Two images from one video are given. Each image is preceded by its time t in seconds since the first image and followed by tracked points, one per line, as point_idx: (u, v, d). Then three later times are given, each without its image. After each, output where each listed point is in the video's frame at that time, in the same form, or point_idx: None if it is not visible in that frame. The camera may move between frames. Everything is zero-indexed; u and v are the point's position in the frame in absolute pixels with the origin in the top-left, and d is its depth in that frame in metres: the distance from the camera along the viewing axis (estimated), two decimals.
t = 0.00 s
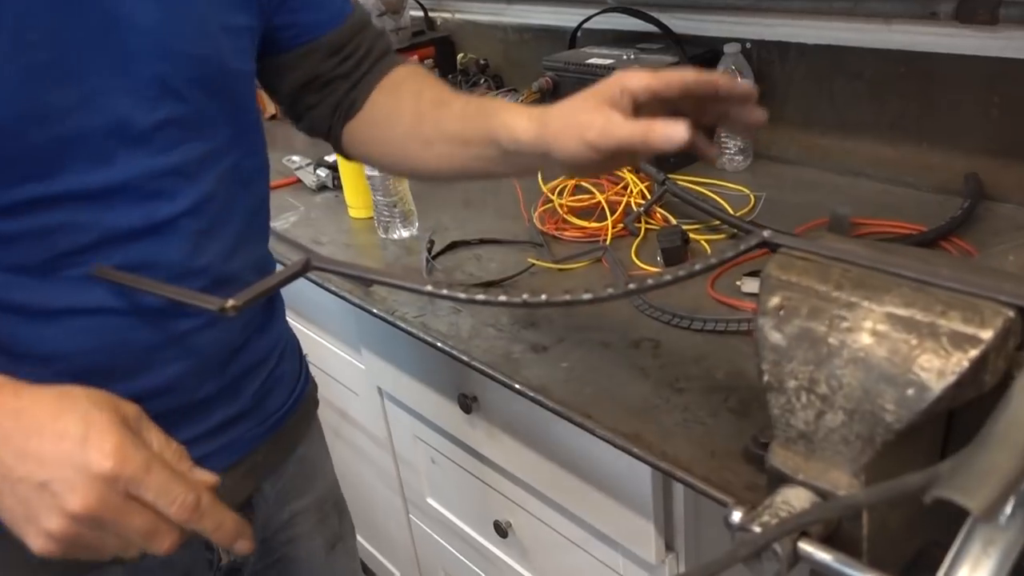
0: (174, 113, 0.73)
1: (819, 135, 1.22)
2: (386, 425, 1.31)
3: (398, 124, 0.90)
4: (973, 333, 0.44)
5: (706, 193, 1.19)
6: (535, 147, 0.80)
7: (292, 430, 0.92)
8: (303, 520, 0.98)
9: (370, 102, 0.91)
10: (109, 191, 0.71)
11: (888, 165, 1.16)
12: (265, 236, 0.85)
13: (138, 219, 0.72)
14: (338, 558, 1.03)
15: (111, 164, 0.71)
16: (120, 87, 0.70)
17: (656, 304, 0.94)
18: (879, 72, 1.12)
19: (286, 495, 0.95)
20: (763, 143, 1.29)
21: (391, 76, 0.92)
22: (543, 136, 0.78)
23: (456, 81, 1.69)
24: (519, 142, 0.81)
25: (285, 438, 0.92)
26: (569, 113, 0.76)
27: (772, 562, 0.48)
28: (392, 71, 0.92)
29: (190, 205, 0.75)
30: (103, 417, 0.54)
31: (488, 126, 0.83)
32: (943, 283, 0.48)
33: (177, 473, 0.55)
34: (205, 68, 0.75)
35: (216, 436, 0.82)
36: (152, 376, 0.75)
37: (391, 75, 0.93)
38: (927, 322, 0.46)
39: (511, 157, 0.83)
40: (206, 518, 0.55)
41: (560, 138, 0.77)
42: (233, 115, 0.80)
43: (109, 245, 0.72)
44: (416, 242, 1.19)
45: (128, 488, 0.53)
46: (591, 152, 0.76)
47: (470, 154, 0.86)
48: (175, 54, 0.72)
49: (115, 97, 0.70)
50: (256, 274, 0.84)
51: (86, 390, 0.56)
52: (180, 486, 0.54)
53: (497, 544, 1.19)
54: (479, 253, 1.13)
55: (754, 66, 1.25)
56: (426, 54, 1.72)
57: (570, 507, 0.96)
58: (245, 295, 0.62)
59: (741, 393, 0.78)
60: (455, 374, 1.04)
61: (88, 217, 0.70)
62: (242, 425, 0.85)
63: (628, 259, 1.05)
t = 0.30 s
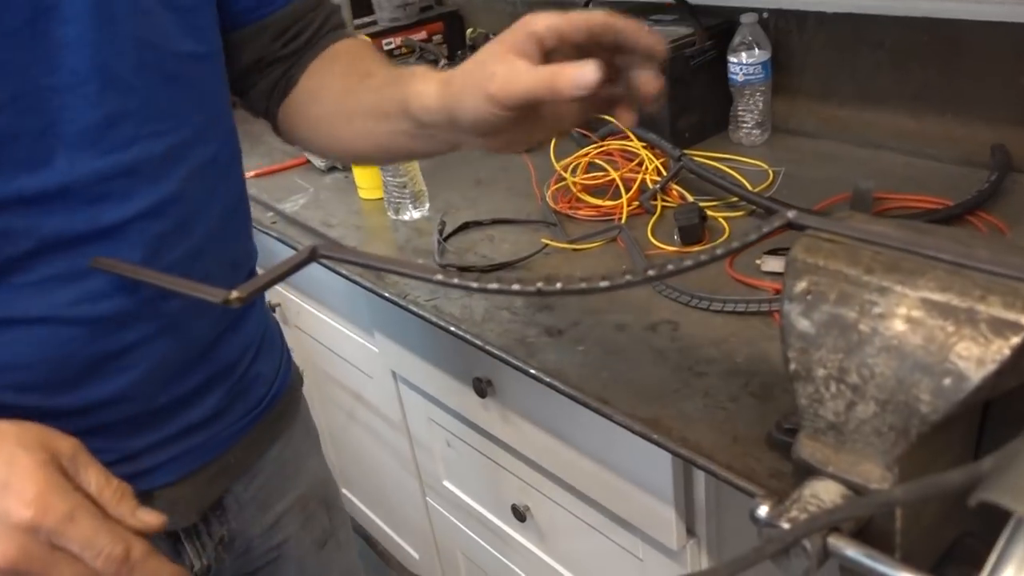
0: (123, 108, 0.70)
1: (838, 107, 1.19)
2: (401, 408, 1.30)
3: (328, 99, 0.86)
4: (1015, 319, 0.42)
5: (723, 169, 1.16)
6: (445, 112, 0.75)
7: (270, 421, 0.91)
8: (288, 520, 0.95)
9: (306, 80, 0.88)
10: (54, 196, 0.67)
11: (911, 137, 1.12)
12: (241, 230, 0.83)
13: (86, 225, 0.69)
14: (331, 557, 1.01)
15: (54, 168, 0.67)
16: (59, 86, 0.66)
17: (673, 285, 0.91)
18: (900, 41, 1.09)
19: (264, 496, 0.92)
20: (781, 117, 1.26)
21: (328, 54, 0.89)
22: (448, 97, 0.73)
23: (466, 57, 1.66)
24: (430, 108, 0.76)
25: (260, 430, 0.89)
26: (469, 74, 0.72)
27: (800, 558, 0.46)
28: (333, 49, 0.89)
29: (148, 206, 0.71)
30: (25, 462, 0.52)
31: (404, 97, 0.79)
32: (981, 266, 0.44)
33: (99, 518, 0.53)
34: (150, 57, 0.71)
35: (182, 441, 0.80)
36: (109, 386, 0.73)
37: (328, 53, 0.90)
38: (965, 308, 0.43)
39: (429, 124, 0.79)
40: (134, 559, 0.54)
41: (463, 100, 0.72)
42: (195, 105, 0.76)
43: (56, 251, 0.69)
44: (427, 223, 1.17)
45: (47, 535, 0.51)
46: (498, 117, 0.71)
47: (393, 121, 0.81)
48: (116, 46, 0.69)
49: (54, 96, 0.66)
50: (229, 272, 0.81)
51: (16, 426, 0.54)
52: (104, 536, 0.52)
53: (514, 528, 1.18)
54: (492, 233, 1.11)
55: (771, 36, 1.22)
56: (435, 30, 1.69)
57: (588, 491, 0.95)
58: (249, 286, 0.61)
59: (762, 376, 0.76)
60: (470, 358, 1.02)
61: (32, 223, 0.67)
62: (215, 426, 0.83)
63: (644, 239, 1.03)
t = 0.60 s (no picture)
0: (83, 119, 0.71)
1: (867, 86, 1.17)
2: (423, 388, 1.31)
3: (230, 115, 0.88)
4: None
5: (748, 149, 1.15)
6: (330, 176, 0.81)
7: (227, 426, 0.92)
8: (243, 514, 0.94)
9: (213, 87, 0.89)
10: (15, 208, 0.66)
11: (941, 116, 1.10)
12: (180, 243, 0.85)
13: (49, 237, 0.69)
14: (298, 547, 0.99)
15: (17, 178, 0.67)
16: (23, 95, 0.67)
17: (696, 267, 0.91)
18: (933, 18, 1.06)
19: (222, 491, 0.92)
20: (808, 96, 1.24)
21: (244, 68, 0.90)
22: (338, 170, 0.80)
23: (489, 36, 1.65)
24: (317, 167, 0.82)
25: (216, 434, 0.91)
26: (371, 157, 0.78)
27: (822, 544, 0.45)
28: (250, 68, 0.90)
29: (108, 217, 0.73)
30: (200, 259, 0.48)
31: (304, 141, 0.83)
32: (1013, 250, 0.43)
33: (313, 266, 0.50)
34: (106, 69, 0.73)
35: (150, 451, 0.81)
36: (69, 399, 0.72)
37: (243, 67, 0.90)
38: (993, 293, 0.42)
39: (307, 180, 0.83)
40: (356, 297, 0.50)
41: (353, 176, 0.78)
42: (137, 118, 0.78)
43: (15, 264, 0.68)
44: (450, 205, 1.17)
45: (275, 301, 0.48)
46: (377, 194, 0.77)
47: (277, 168, 0.85)
48: (76, 57, 0.70)
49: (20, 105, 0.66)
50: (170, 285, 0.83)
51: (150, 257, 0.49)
52: (324, 285, 0.49)
53: (536, 508, 1.18)
54: (514, 215, 1.11)
55: (800, 13, 1.21)
56: (458, 9, 1.69)
57: (609, 473, 0.95)
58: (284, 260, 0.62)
59: (786, 359, 0.75)
60: (492, 340, 1.02)
61: None
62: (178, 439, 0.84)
63: (667, 220, 1.02)
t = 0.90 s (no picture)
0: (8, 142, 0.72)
1: (870, 91, 1.18)
2: (428, 387, 1.32)
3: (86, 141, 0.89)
4: None
5: (752, 153, 1.16)
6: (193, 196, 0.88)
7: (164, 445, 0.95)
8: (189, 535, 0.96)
9: (49, 110, 0.90)
10: None
11: (944, 122, 1.11)
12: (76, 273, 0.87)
13: None
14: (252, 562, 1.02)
15: None
16: None
17: (700, 268, 0.92)
18: (936, 24, 1.07)
19: (172, 506, 0.93)
20: (812, 101, 1.25)
21: (68, 94, 0.91)
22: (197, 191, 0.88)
23: (495, 40, 1.66)
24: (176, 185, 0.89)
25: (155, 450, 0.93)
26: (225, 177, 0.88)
27: (823, 537, 0.47)
28: (88, 86, 0.93)
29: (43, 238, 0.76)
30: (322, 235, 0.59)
31: (156, 160, 0.89)
32: (1012, 252, 0.45)
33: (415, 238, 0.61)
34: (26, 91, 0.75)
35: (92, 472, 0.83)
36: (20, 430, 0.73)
37: (68, 95, 0.91)
38: (992, 293, 0.43)
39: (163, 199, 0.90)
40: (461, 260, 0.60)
41: (218, 194, 0.87)
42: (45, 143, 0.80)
43: None
44: (457, 206, 1.19)
45: (396, 266, 0.59)
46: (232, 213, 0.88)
47: (125, 189, 0.90)
48: None
49: None
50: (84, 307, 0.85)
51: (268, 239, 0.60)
52: (436, 248, 0.60)
53: (538, 507, 1.19)
54: (520, 216, 1.12)
55: (804, 19, 1.22)
56: (465, 12, 1.70)
57: (612, 472, 0.96)
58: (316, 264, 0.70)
59: (788, 359, 0.76)
60: (498, 339, 1.03)
61: None
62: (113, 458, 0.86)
63: (672, 222, 1.03)
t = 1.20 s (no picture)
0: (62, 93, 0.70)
1: (891, 89, 1.19)
2: (443, 373, 1.33)
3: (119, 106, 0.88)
4: None
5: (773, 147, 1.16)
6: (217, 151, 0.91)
7: (199, 420, 0.94)
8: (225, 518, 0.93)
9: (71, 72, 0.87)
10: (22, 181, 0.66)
11: (964, 120, 1.11)
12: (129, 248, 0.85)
13: (67, 207, 0.70)
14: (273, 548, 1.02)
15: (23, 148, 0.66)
16: (23, 62, 0.67)
17: (721, 259, 0.93)
18: (960, 23, 1.08)
19: (213, 487, 0.92)
20: (832, 97, 1.26)
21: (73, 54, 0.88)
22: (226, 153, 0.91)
23: (516, 30, 1.67)
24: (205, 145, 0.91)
25: (196, 427, 0.92)
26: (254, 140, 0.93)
27: (852, 515, 0.48)
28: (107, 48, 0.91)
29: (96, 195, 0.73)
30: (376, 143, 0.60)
31: (180, 119, 0.90)
32: None
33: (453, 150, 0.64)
34: (78, 35, 0.74)
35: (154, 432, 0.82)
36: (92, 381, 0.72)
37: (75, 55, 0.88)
38: None
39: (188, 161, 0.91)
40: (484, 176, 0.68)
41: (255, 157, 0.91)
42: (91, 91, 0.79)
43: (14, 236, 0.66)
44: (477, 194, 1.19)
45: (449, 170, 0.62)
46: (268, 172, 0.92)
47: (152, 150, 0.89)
48: (55, 18, 0.70)
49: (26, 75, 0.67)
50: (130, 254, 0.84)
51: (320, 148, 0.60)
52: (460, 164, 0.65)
53: (552, 494, 1.20)
54: (541, 204, 1.13)
55: (828, 16, 1.23)
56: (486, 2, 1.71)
57: (629, 459, 0.97)
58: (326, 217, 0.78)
59: (811, 348, 0.77)
60: (518, 324, 1.04)
61: None
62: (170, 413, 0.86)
63: (692, 213, 1.04)
